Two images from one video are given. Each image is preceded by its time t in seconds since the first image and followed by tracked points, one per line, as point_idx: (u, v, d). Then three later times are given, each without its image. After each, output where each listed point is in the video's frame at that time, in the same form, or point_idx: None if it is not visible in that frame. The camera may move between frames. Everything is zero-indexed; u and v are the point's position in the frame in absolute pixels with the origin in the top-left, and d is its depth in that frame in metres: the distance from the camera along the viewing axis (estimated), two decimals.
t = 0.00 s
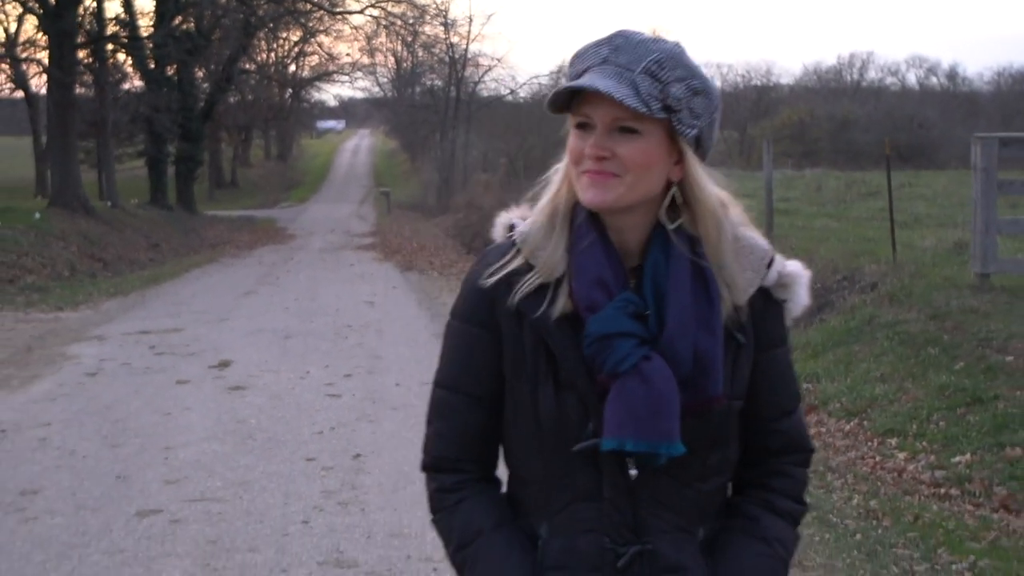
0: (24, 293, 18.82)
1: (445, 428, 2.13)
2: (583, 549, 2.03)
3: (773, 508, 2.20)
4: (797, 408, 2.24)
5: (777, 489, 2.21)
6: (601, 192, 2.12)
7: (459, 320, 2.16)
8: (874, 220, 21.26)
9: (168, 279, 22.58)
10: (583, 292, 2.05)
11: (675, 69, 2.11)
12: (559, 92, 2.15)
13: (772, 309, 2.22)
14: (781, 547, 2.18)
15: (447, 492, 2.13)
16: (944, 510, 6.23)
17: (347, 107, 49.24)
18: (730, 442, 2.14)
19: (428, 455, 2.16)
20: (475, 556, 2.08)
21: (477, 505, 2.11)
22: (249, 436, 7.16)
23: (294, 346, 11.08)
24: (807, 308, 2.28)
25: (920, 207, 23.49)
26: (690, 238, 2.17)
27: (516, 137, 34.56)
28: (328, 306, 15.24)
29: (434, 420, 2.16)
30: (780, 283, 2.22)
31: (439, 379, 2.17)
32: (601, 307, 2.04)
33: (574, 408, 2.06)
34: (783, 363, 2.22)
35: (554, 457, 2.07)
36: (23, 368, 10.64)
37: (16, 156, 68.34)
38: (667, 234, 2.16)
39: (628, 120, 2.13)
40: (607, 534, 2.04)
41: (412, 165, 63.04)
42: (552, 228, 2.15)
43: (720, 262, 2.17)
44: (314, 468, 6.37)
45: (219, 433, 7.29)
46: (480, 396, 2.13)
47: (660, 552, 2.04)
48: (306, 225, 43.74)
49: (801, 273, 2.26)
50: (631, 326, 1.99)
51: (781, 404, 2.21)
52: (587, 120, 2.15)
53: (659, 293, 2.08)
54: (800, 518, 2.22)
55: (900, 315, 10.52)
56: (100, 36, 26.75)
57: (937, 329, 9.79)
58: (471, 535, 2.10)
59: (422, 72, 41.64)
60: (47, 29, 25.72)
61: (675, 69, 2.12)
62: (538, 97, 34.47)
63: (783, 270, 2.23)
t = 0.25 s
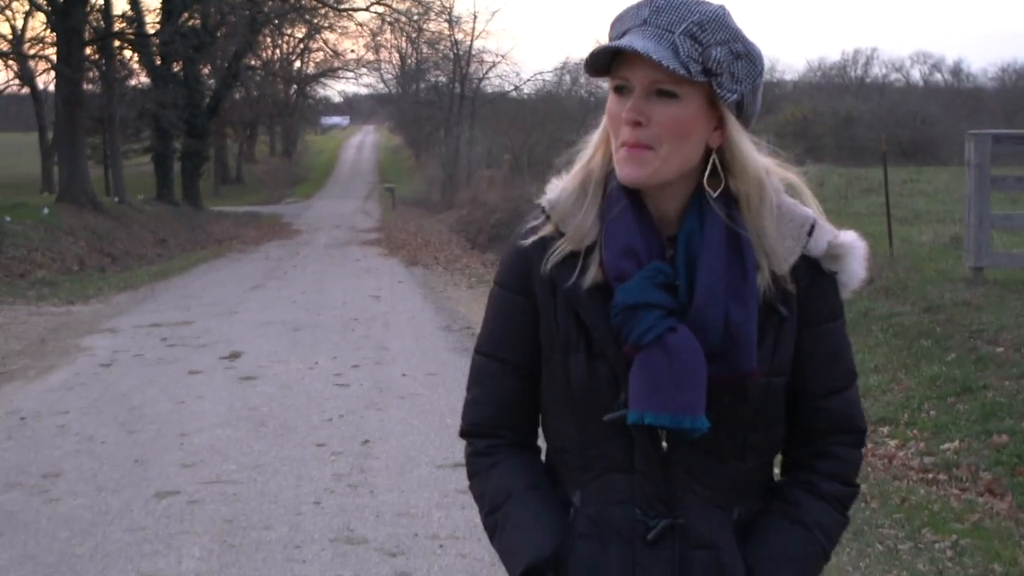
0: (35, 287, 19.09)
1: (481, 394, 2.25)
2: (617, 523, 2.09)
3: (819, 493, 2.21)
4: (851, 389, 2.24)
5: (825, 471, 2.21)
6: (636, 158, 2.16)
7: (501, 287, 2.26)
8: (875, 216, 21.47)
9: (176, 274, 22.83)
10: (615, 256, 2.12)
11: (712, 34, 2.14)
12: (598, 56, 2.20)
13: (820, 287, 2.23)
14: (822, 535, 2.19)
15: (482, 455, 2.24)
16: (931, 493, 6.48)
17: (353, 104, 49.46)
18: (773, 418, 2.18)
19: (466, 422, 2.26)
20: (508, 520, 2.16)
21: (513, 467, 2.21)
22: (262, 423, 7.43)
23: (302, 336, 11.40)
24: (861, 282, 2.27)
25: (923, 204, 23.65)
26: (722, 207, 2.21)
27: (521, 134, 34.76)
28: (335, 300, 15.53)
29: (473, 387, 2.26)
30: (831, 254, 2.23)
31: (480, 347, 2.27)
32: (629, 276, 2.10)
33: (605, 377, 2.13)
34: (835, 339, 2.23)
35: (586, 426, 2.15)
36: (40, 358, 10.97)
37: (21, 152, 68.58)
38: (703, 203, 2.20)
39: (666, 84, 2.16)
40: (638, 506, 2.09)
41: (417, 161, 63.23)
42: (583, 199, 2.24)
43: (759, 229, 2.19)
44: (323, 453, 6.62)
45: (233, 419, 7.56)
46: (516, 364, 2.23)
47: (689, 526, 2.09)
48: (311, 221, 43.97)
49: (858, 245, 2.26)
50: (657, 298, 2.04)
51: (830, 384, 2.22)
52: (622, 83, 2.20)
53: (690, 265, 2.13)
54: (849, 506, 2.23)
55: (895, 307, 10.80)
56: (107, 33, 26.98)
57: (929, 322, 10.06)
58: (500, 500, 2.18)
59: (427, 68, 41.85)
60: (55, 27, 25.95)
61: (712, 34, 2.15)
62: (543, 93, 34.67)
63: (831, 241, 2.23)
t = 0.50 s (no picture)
0: (47, 284, 19.33)
1: (499, 453, 2.16)
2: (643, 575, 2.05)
3: (837, 544, 2.13)
4: (864, 434, 2.17)
5: (842, 519, 2.14)
6: (657, 205, 2.07)
7: (513, 340, 2.16)
8: (877, 214, 21.66)
9: (186, 271, 23.09)
10: (633, 309, 2.03)
11: (736, 73, 2.04)
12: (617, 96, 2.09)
13: (839, 330, 2.15)
14: None
15: (499, 511, 2.16)
16: (920, 481, 6.69)
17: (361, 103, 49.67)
18: (795, 471, 2.10)
19: (482, 476, 2.18)
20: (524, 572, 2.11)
21: (531, 520, 2.13)
22: (274, 414, 7.67)
23: (312, 333, 11.61)
24: (875, 328, 2.18)
25: (924, 202, 23.84)
26: (742, 254, 2.11)
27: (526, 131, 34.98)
28: (344, 296, 15.76)
29: (488, 442, 2.18)
30: (846, 298, 2.14)
31: (492, 399, 2.18)
32: (649, 329, 2.01)
33: (627, 429, 2.05)
34: (851, 385, 2.16)
35: (603, 476, 2.08)
36: (56, 353, 11.21)
37: (32, 150, 68.99)
38: (722, 248, 2.11)
39: (688, 128, 2.06)
40: (661, 558, 2.06)
41: (424, 159, 63.49)
42: (595, 246, 2.15)
43: (778, 277, 2.11)
44: (335, 441, 6.87)
45: (246, 410, 7.80)
46: (531, 415, 2.15)
47: None
48: (318, 218, 44.24)
49: (871, 286, 2.17)
50: (680, 349, 1.97)
51: (846, 429, 2.15)
52: (644, 126, 2.09)
53: (710, 319, 2.05)
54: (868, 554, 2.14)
55: (892, 303, 11.02)
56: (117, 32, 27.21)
57: (925, 318, 10.27)
58: (520, 554, 2.11)
59: (434, 66, 42.08)
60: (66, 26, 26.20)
61: (734, 75, 2.05)
62: (548, 90, 34.95)
63: (850, 285, 2.14)
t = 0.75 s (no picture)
0: (58, 279, 19.54)
1: (503, 414, 2.00)
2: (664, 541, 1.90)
3: (854, 498, 2.03)
4: (875, 389, 2.08)
5: (858, 474, 2.04)
6: (691, 156, 1.96)
7: (520, 296, 2.01)
8: (878, 211, 21.87)
9: (194, 267, 23.33)
10: (651, 262, 1.90)
11: (759, 20, 1.96)
12: (639, 46, 1.97)
13: (855, 283, 2.07)
14: (862, 543, 2.02)
15: (505, 479, 2.00)
16: (911, 468, 6.95)
17: (367, 101, 49.91)
18: (811, 427, 2.00)
19: (484, 437, 2.03)
20: (537, 543, 1.95)
21: (540, 488, 1.98)
22: (286, 402, 7.91)
23: (320, 326, 11.83)
24: (890, 278, 2.11)
25: (925, 198, 24.07)
26: (766, 205, 2.02)
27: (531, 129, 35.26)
28: (350, 291, 15.99)
29: (493, 404, 2.02)
30: (862, 251, 2.06)
31: (496, 358, 2.03)
32: (670, 281, 1.88)
33: (645, 383, 1.91)
34: (865, 338, 2.07)
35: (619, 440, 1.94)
36: (71, 345, 11.44)
37: (39, 148, 69.33)
38: (744, 194, 2.01)
39: (719, 74, 1.97)
40: (682, 519, 1.90)
41: (430, 156, 63.78)
42: (617, 199, 2.00)
43: (799, 226, 2.02)
44: (345, 429, 7.12)
45: (259, 399, 8.06)
46: (539, 375, 2.00)
47: (738, 544, 1.90)
48: (325, 215, 44.51)
49: (883, 239, 2.09)
50: (706, 298, 1.85)
51: (864, 382, 2.06)
52: (670, 76, 1.99)
53: (733, 267, 1.94)
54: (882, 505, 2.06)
55: (889, 297, 11.27)
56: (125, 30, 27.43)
57: (921, 311, 10.51)
58: (531, 522, 1.97)
59: (440, 64, 42.40)
60: (75, 24, 26.44)
61: (762, 18, 1.97)
62: (553, 88, 35.20)
63: (866, 236, 2.06)
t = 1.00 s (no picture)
0: (70, 276, 19.79)
1: (544, 455, 1.99)
2: None
3: (897, 539, 2.03)
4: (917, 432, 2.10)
5: (901, 518, 2.04)
6: (751, 198, 1.97)
7: (560, 339, 2.00)
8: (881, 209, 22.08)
9: (203, 264, 23.59)
10: (702, 308, 1.90)
11: (816, 60, 1.99)
12: (694, 82, 1.99)
13: (895, 326, 2.09)
14: None
15: (546, 523, 1.99)
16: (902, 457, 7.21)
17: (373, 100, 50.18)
18: (852, 470, 2.01)
19: (520, 484, 2.02)
20: None
21: (577, 535, 1.97)
22: (300, 392, 8.19)
23: (331, 321, 12.10)
24: (931, 320, 2.13)
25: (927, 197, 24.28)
26: (815, 248, 2.05)
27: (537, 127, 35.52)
28: (358, 287, 16.25)
29: (530, 446, 2.01)
30: (907, 294, 2.09)
31: (536, 401, 2.01)
32: (722, 328, 1.89)
33: (691, 432, 1.90)
34: (905, 383, 2.10)
35: (663, 486, 1.93)
36: (87, 339, 11.71)
37: (48, 145, 69.70)
38: (795, 234, 2.03)
39: (776, 112, 1.99)
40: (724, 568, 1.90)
41: (436, 155, 64.01)
42: (666, 241, 1.99)
43: (846, 266, 2.05)
44: (357, 417, 7.38)
45: (274, 389, 8.33)
46: (581, 420, 1.98)
47: None
48: (332, 213, 44.79)
49: (922, 279, 2.12)
50: (756, 346, 1.86)
51: (900, 427, 2.08)
52: (729, 114, 1.99)
53: (783, 311, 1.96)
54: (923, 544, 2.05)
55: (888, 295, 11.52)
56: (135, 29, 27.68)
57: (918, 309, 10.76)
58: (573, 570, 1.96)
59: (446, 63, 42.70)
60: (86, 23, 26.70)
61: (817, 55, 1.99)
62: (559, 87, 35.36)
63: (908, 278, 2.09)
